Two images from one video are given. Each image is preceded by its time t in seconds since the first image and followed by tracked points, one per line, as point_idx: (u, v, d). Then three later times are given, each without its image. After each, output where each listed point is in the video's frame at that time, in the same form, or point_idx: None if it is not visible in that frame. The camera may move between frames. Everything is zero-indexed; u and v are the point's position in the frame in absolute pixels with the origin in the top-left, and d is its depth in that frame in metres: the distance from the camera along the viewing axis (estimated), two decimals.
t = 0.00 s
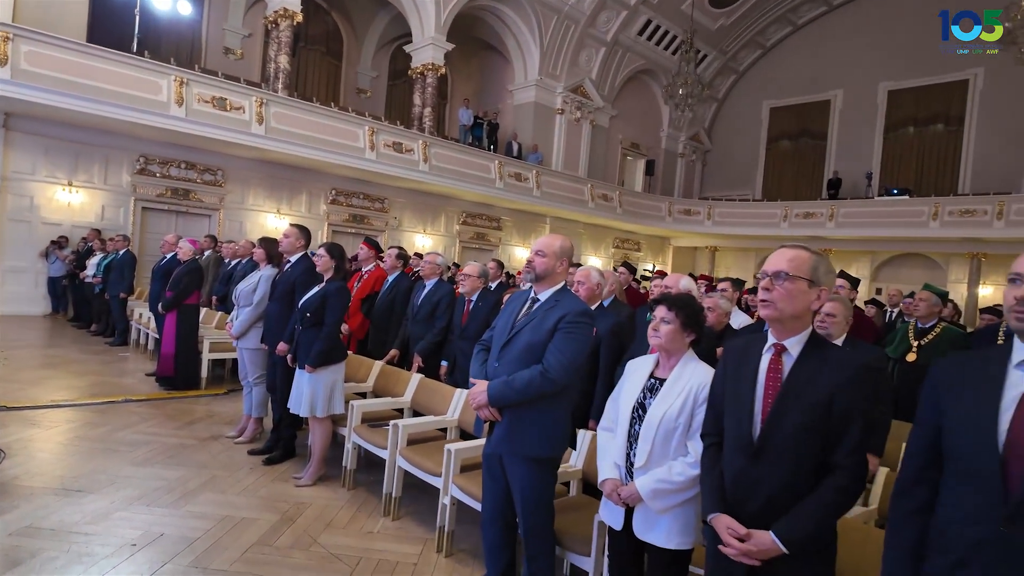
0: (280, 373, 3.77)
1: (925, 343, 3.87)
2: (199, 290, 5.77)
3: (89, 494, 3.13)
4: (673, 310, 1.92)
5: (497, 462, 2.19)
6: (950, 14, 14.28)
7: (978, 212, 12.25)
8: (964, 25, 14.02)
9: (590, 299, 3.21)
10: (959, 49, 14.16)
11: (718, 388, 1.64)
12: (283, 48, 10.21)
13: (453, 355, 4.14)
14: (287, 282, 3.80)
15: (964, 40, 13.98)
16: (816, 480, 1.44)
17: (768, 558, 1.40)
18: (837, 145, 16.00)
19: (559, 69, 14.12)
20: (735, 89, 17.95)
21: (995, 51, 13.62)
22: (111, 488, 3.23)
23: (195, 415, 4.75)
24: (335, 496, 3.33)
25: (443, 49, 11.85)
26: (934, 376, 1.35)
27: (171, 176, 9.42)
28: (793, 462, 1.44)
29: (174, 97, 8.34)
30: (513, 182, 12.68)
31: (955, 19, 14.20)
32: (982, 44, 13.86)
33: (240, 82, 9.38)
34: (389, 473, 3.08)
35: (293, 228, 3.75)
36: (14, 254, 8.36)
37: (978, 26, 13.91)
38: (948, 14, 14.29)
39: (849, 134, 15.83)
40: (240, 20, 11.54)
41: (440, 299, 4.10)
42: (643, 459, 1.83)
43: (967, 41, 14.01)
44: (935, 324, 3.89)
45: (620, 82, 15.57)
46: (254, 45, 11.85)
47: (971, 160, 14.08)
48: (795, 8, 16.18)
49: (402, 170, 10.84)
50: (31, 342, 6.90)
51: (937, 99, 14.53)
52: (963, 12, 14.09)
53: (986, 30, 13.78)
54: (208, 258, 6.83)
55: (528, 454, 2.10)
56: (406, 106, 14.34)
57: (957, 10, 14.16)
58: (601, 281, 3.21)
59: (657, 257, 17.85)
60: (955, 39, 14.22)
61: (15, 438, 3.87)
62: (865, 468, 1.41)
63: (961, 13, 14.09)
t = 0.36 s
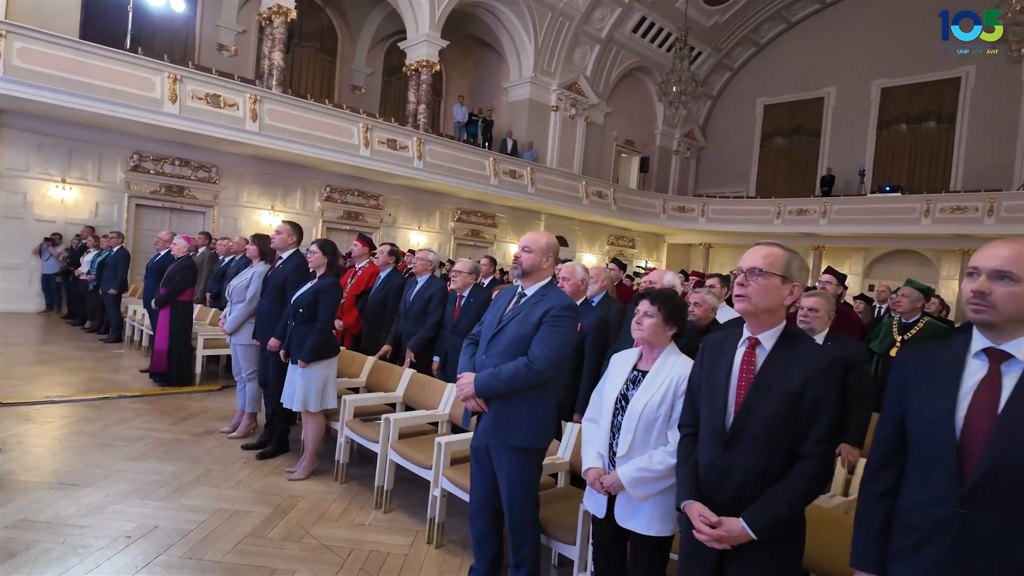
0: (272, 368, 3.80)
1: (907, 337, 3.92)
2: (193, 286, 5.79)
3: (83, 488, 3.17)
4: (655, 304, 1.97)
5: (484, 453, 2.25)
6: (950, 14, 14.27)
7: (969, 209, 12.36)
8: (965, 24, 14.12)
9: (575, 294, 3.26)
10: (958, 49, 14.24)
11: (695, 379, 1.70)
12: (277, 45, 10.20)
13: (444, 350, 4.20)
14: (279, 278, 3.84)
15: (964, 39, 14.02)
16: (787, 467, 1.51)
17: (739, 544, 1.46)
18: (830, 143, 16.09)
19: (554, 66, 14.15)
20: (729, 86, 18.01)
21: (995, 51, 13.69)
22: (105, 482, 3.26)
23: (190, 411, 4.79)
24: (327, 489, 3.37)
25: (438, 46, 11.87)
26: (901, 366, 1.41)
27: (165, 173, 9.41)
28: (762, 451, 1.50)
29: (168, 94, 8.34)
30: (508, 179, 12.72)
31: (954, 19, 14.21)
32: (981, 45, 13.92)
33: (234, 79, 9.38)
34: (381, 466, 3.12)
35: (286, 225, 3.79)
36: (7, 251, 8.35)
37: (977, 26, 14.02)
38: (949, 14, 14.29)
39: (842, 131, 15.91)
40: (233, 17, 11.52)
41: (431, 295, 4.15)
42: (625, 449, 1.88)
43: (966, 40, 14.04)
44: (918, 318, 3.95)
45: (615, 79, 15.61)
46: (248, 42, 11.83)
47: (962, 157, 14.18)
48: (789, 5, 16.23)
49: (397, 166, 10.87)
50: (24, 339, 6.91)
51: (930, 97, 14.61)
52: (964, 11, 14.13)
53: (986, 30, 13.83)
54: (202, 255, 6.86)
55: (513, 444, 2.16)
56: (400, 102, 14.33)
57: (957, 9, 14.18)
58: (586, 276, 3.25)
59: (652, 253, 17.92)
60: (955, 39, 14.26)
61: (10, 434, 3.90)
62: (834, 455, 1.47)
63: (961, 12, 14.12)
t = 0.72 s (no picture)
0: (263, 365, 3.83)
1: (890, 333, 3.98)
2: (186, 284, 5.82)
3: (77, 483, 3.20)
4: (636, 301, 2.02)
5: (470, 446, 2.30)
6: (950, 14, 14.25)
7: (959, 207, 12.48)
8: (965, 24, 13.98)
9: (561, 291, 3.32)
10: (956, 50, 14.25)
11: (673, 372, 1.76)
12: (271, 43, 10.21)
13: (435, 347, 4.26)
14: (270, 276, 3.87)
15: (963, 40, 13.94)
16: (760, 458, 1.56)
17: (721, 543, 1.49)
18: (823, 141, 16.18)
19: (548, 65, 14.19)
20: (723, 84, 18.08)
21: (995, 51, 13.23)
22: (99, 478, 3.30)
23: (184, 408, 4.82)
24: (319, 484, 3.42)
25: (432, 45, 11.88)
26: (865, 360, 1.50)
27: (158, 171, 9.42)
28: (734, 441, 1.56)
29: (162, 92, 8.35)
30: (502, 177, 12.76)
31: (954, 19, 14.16)
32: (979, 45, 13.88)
33: (228, 77, 9.39)
34: (372, 460, 3.16)
35: (277, 224, 3.82)
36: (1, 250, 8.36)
37: (977, 26, 13.89)
38: (949, 14, 14.24)
39: (835, 128, 16.01)
40: (227, 15, 11.53)
41: (423, 292, 4.21)
42: (606, 440, 1.93)
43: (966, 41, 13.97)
44: (902, 315, 4.02)
45: (609, 77, 15.65)
46: (242, 40, 11.85)
47: (953, 156, 14.29)
48: (783, 4, 16.29)
49: (391, 165, 10.90)
50: (18, 337, 6.93)
51: (923, 96, 14.69)
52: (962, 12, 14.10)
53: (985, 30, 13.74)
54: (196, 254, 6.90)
55: (499, 436, 2.21)
56: (395, 100, 14.34)
57: (957, 10, 14.13)
58: (572, 274, 3.31)
59: (646, 252, 18.00)
60: (955, 39, 14.22)
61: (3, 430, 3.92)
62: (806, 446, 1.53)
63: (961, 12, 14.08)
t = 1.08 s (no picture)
0: (258, 362, 3.87)
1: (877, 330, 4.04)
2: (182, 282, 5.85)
3: (75, 478, 3.24)
4: (621, 297, 2.06)
5: (464, 441, 2.36)
6: (950, 14, 14.19)
7: (951, 205, 12.57)
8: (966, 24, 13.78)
9: (553, 290, 3.36)
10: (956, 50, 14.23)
11: (656, 367, 1.82)
12: (266, 41, 10.21)
13: (429, 344, 4.30)
14: (265, 273, 3.91)
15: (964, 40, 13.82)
16: (740, 450, 1.62)
17: (756, 554, 1.50)
18: (817, 139, 16.26)
19: (543, 63, 14.21)
20: (718, 82, 18.14)
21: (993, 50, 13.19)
22: (96, 473, 3.34)
23: (180, 404, 4.86)
24: (314, 479, 3.46)
25: (427, 43, 11.91)
26: (839, 354, 1.57)
27: (154, 169, 9.43)
28: (717, 432, 1.61)
29: (157, 91, 8.35)
30: (498, 175, 12.80)
31: (953, 19, 14.11)
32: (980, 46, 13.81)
33: (223, 75, 9.41)
34: (366, 455, 3.20)
35: (272, 222, 3.85)
36: None
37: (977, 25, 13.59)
38: (949, 14, 14.18)
39: (829, 127, 16.09)
40: (223, 12, 11.53)
41: (417, 290, 4.25)
42: (593, 432, 1.99)
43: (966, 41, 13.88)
44: (889, 312, 4.09)
45: (604, 75, 15.69)
46: (238, 38, 11.86)
47: (947, 155, 14.38)
48: (777, 3, 16.34)
49: (387, 163, 10.93)
50: (14, 335, 6.95)
51: (916, 94, 14.76)
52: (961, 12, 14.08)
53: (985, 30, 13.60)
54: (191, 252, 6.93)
55: (492, 431, 2.25)
56: (390, 98, 14.36)
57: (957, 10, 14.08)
58: (564, 272, 3.35)
59: (641, 250, 18.07)
60: (955, 40, 14.16)
61: None
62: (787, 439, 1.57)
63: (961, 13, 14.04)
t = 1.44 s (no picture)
0: (258, 358, 3.90)
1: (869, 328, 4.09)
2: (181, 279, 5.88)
3: (76, 473, 3.28)
4: (613, 294, 2.11)
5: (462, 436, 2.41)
6: (951, 14, 14.14)
7: (946, 203, 12.62)
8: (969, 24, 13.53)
9: (550, 286, 3.38)
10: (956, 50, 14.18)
11: (647, 362, 1.87)
12: (263, 38, 10.21)
13: (427, 341, 4.34)
14: (264, 271, 3.95)
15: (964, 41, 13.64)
16: (729, 443, 1.67)
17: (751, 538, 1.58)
18: (814, 136, 16.31)
19: (541, 60, 14.23)
20: (715, 80, 18.17)
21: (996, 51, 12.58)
22: (98, 468, 3.38)
23: (179, 401, 4.90)
24: (314, 474, 3.51)
25: (425, 40, 11.91)
26: (826, 350, 1.62)
27: (151, 166, 9.44)
28: (707, 425, 1.66)
29: (155, 88, 8.36)
30: (495, 173, 12.83)
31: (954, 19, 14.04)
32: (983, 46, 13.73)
33: (220, 73, 9.42)
34: (365, 450, 3.25)
35: (270, 220, 3.89)
36: None
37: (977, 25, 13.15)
38: (950, 14, 14.13)
39: (826, 124, 16.14)
40: (220, 9, 11.53)
41: (415, 287, 4.30)
42: (586, 425, 2.04)
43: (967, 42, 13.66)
44: (880, 310, 4.15)
45: (601, 73, 15.71)
46: (235, 35, 11.86)
47: (942, 154, 14.44)
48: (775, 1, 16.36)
49: (384, 160, 10.95)
50: (13, 332, 6.97)
51: (913, 93, 14.80)
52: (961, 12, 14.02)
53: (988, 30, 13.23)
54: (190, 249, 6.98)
55: (488, 426, 2.30)
56: (388, 96, 14.37)
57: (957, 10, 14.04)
58: (560, 269, 3.38)
59: (639, 247, 18.11)
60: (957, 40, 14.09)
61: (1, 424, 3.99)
62: (775, 433, 1.62)
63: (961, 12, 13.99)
